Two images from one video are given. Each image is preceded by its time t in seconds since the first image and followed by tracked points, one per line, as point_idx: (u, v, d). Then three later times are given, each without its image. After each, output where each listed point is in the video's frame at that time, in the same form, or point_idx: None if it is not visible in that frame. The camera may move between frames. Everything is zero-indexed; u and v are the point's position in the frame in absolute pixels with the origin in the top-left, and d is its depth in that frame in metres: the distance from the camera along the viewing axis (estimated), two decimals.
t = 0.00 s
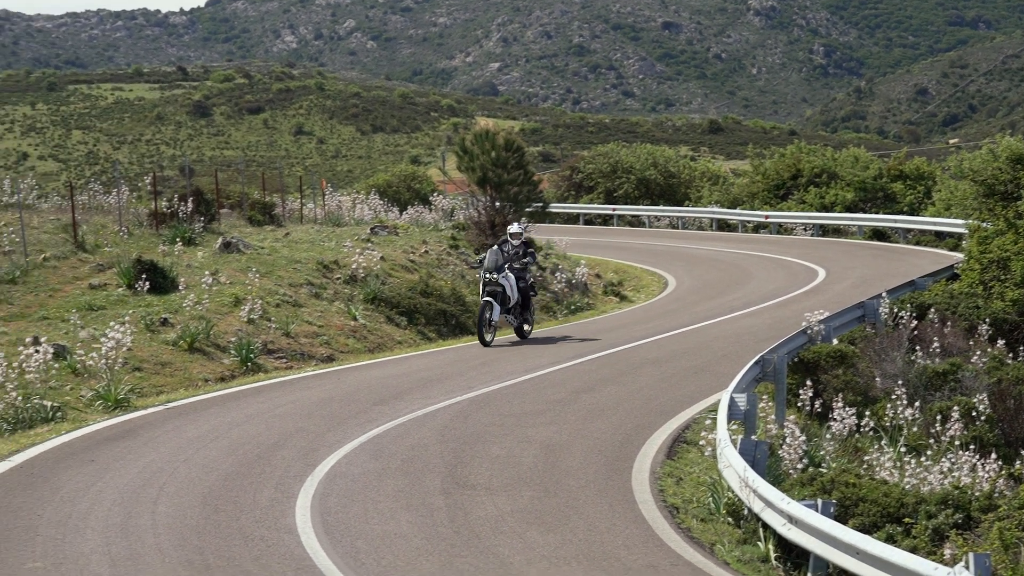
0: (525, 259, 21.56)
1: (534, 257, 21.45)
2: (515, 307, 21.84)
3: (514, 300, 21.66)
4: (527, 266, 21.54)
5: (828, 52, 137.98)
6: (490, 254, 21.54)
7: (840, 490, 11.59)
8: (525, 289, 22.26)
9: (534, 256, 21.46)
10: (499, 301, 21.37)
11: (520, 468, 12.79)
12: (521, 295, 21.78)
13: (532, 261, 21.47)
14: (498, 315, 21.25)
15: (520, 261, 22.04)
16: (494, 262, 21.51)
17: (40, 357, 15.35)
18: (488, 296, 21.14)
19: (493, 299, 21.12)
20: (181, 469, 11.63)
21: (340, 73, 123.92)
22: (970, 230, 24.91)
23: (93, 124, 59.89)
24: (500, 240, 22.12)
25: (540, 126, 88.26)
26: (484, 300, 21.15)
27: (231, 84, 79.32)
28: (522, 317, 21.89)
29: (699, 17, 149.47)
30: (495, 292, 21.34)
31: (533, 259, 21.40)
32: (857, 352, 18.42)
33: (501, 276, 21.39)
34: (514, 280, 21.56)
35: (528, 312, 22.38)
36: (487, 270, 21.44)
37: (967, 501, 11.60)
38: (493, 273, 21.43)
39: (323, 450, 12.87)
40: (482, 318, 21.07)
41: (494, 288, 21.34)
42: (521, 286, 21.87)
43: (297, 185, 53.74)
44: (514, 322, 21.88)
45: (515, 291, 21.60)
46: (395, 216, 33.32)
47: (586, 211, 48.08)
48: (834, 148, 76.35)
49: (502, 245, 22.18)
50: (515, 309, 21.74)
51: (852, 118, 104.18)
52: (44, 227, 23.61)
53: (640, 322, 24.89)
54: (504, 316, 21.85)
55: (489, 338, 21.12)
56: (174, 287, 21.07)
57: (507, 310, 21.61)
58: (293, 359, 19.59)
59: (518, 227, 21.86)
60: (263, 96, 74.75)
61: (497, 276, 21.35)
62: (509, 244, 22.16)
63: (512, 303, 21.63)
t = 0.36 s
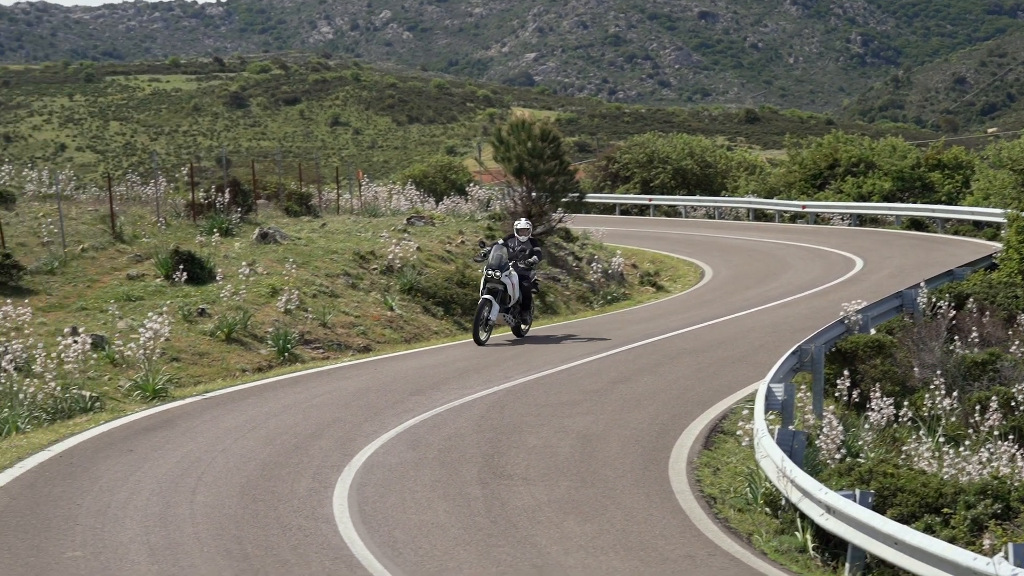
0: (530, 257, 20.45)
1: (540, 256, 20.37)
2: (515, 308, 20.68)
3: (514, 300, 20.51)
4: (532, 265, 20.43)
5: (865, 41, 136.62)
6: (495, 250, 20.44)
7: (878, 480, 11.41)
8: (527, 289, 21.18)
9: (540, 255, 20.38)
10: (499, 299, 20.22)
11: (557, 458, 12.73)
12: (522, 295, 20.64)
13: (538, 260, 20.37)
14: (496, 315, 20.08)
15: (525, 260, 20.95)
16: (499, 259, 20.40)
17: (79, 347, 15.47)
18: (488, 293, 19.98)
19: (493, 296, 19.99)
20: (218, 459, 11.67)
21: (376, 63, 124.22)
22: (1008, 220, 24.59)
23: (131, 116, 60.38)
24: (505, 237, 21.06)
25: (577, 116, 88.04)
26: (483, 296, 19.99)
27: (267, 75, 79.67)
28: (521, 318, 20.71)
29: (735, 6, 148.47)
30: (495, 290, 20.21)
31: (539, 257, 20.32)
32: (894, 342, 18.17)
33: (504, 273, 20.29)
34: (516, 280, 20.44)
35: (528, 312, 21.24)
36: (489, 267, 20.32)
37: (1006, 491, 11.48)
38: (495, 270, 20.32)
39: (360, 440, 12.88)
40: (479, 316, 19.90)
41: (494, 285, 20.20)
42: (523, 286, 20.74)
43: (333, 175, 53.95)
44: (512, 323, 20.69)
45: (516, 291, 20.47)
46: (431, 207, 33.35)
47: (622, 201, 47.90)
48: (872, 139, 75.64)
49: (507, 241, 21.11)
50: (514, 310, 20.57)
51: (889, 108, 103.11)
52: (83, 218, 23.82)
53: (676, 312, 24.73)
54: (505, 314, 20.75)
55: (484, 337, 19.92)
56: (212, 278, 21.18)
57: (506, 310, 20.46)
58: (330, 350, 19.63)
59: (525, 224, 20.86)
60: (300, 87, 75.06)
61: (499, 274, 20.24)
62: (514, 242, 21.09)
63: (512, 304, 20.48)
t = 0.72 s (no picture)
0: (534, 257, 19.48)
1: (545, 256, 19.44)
2: (515, 308, 19.72)
3: (514, 300, 19.55)
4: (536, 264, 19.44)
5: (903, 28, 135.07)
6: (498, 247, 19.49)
7: (917, 468, 11.29)
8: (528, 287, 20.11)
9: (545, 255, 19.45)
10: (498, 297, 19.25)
11: (595, 446, 12.68)
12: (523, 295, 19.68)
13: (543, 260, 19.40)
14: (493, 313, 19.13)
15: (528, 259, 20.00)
16: (502, 257, 19.45)
17: (118, 336, 15.58)
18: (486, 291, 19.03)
19: (492, 294, 19.07)
20: (257, 448, 11.71)
21: (412, 51, 124.27)
22: None
23: (169, 105, 60.77)
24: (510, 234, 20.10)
25: (613, 105, 87.71)
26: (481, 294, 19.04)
27: (304, 64, 79.86)
28: (520, 318, 19.74)
29: None
30: (494, 287, 19.25)
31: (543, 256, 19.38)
32: (934, 330, 17.99)
33: (506, 271, 19.34)
34: (518, 279, 19.48)
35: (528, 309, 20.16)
36: (491, 265, 19.38)
37: None
38: (497, 268, 19.36)
39: (398, 428, 12.90)
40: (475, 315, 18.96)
41: (494, 282, 19.25)
42: (525, 286, 19.76)
43: (370, 164, 54.05)
44: (510, 323, 19.72)
45: (517, 290, 19.51)
46: (467, 196, 33.33)
47: (659, 189, 47.65)
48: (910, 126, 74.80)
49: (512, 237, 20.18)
50: (514, 310, 19.60)
51: (928, 95, 101.90)
52: (121, 208, 23.98)
53: (714, 301, 24.58)
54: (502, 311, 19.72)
55: (478, 335, 18.97)
56: (249, 267, 21.27)
57: (504, 309, 19.50)
58: (368, 338, 19.67)
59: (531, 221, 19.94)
60: (336, 76, 75.24)
61: (501, 272, 19.30)
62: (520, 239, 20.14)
63: (512, 304, 19.53)
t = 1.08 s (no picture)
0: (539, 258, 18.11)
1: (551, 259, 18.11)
2: (512, 308, 18.42)
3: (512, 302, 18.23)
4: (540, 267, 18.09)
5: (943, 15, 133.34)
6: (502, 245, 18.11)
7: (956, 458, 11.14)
8: (528, 288, 18.75)
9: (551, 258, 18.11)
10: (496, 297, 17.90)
11: (632, 435, 12.61)
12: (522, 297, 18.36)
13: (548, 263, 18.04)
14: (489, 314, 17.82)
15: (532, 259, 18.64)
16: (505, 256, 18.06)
17: (157, 325, 15.71)
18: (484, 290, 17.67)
19: (490, 294, 17.72)
20: (294, 437, 11.75)
21: (448, 41, 124.26)
22: None
23: (206, 95, 61.14)
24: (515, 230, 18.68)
25: (650, 94, 87.23)
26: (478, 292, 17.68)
27: (341, 54, 80.07)
28: (515, 319, 18.45)
29: None
30: (493, 287, 17.88)
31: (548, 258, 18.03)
32: (972, 319, 17.72)
33: (508, 271, 17.98)
34: (519, 279, 18.13)
35: (524, 311, 18.82)
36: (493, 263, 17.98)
37: None
38: (499, 267, 17.98)
39: (435, 418, 12.90)
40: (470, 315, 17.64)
41: (494, 282, 17.88)
42: (525, 286, 18.43)
43: (406, 154, 54.13)
44: (504, 324, 18.42)
45: (517, 291, 18.18)
46: (504, 185, 33.28)
47: (696, 178, 47.34)
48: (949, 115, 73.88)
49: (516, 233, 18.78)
50: (511, 311, 18.30)
51: (967, 83, 100.58)
52: (159, 197, 24.16)
53: (751, 290, 24.39)
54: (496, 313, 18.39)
55: (471, 335, 17.70)
56: (286, 257, 21.36)
57: (500, 310, 18.18)
58: (404, 328, 19.69)
59: (538, 219, 18.56)
60: (373, 66, 75.37)
61: (501, 271, 17.95)
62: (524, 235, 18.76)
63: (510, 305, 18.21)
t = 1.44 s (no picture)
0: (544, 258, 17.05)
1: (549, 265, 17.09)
2: (508, 312, 17.40)
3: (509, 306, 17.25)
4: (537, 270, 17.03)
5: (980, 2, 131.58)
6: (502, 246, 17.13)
7: (993, 446, 11.01)
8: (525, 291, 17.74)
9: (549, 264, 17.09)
10: (490, 299, 16.95)
11: (666, 424, 12.54)
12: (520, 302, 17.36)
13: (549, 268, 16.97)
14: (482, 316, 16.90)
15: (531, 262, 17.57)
16: (504, 258, 17.08)
17: (192, 314, 15.79)
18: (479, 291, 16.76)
19: (485, 295, 16.75)
20: (329, 425, 11.78)
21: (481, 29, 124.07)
22: None
23: (240, 85, 61.42)
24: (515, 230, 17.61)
25: (683, 82, 86.72)
26: (472, 293, 16.76)
27: (374, 43, 80.22)
28: (508, 323, 17.45)
29: None
30: (489, 288, 16.94)
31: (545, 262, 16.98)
32: (1010, 307, 17.46)
33: (505, 272, 17.00)
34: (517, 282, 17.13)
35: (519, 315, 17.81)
36: (490, 263, 17.04)
37: None
38: (496, 268, 17.03)
39: (469, 406, 12.89)
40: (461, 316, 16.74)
41: (489, 283, 16.95)
42: (522, 290, 17.38)
43: (439, 143, 54.16)
44: (496, 327, 17.41)
45: (513, 294, 17.18)
46: (538, 173, 33.21)
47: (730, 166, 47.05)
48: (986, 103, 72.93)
49: (517, 233, 17.69)
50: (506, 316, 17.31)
51: (1003, 70, 99.29)
52: (193, 187, 24.29)
53: (785, 278, 24.19)
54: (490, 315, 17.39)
55: (462, 335, 16.74)
56: (320, 246, 21.42)
57: (495, 312, 17.22)
58: (438, 317, 19.68)
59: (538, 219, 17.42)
60: (406, 54, 75.40)
61: (499, 272, 16.96)
62: (524, 236, 17.65)
63: (505, 309, 17.24)
